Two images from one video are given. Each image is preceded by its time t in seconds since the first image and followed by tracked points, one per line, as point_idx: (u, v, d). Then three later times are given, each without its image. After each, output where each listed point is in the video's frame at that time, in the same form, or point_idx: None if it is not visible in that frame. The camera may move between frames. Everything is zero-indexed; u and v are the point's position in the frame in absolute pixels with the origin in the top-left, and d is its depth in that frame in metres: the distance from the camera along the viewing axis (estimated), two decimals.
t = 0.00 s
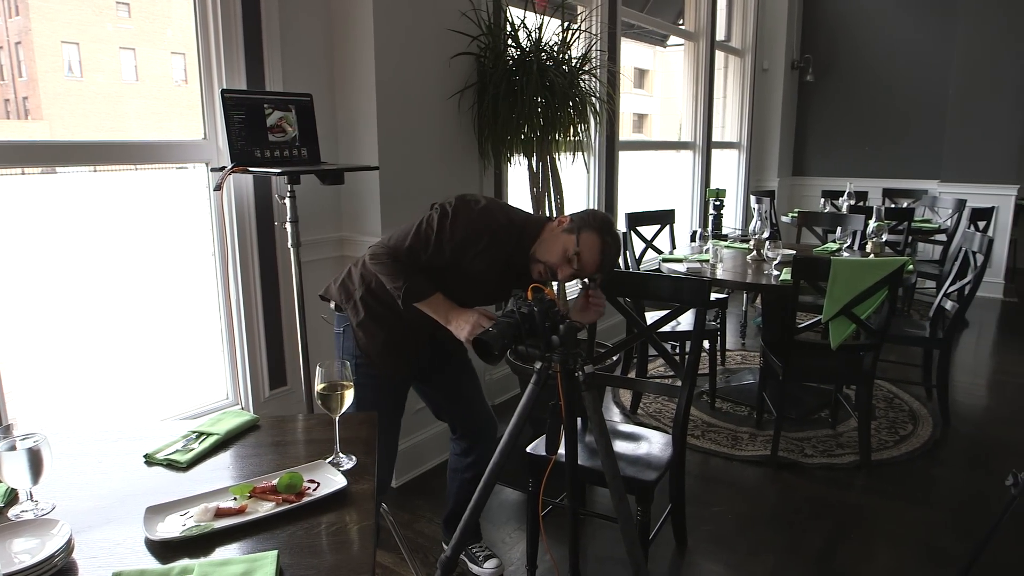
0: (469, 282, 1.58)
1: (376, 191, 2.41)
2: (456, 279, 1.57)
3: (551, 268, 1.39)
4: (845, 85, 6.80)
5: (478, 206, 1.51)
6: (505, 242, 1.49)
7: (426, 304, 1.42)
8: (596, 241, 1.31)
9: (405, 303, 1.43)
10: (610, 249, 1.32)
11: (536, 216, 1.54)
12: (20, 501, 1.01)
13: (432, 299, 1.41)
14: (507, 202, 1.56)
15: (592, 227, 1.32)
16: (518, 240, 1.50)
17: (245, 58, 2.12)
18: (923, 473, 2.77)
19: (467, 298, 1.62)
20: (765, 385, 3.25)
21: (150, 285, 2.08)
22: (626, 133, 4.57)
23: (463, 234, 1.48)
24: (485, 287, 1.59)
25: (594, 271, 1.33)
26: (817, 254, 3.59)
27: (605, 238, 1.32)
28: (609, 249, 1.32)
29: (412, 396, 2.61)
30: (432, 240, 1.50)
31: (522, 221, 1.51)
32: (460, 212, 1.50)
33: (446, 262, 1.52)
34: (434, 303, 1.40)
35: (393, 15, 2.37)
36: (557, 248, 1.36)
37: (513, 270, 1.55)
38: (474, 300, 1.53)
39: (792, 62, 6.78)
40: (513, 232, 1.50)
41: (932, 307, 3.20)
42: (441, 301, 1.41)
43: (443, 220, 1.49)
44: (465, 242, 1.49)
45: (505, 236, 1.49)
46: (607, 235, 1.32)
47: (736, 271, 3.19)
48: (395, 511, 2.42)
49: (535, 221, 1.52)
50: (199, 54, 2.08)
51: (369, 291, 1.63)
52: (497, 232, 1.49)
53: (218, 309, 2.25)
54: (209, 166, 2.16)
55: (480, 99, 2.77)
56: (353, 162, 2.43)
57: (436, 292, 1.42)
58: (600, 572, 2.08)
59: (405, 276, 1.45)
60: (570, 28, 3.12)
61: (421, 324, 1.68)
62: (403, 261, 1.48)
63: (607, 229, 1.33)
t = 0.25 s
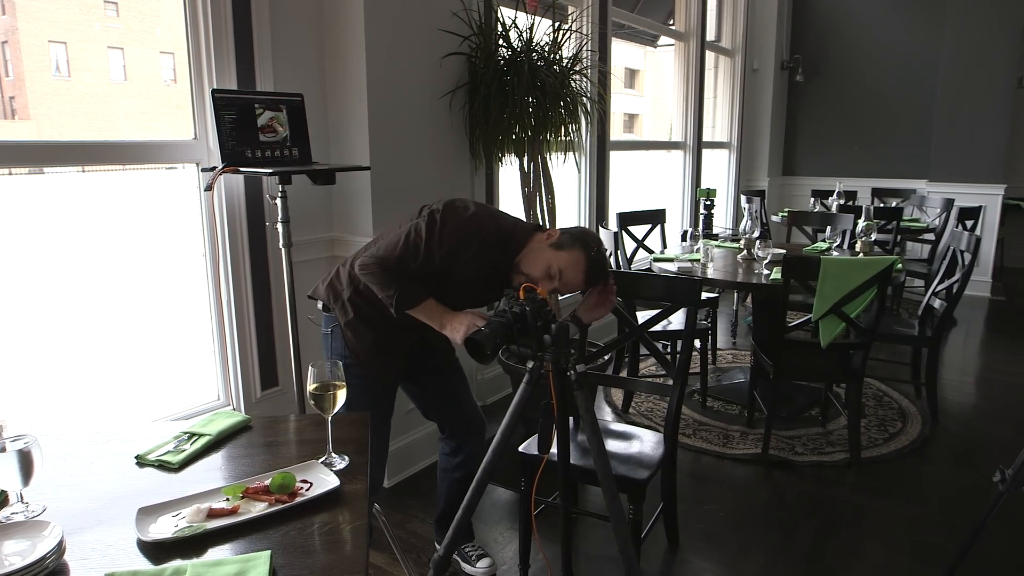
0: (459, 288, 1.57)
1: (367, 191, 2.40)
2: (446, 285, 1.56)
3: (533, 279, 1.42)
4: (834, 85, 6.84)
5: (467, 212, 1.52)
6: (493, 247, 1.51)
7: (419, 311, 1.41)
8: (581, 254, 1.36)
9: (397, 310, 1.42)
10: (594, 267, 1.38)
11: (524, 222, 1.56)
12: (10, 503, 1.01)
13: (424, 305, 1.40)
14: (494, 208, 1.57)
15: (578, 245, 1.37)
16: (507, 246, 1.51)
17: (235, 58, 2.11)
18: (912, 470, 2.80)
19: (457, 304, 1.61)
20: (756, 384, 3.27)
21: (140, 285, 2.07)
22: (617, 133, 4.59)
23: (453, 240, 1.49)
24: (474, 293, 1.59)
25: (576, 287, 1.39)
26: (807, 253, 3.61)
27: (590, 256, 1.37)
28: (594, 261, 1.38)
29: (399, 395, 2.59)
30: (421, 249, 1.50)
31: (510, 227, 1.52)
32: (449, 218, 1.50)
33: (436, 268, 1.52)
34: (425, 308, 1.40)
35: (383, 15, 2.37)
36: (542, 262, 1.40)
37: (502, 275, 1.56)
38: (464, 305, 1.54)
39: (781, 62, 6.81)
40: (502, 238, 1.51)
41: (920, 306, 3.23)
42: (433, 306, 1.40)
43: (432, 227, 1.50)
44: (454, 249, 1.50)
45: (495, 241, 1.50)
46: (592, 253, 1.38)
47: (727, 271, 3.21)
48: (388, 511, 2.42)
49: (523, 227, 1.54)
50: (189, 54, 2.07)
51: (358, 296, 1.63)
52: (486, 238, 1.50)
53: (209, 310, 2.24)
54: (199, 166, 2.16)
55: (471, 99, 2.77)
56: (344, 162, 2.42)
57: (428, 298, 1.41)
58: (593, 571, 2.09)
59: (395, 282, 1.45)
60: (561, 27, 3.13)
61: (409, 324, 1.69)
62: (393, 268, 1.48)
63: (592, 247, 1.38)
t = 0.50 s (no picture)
0: (448, 296, 1.58)
1: (360, 191, 2.40)
2: (435, 293, 1.57)
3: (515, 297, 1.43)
4: (825, 85, 6.88)
5: (455, 221, 1.51)
6: (483, 256, 1.52)
7: (410, 319, 1.42)
8: (560, 273, 1.36)
9: (389, 319, 1.43)
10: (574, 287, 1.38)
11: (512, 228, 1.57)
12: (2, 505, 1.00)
13: (415, 313, 1.42)
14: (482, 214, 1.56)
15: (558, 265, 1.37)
16: (496, 253, 1.52)
17: (227, 58, 2.11)
18: (903, 468, 2.82)
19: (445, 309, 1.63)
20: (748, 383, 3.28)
21: (132, 287, 2.06)
22: (609, 133, 4.60)
23: (442, 251, 1.48)
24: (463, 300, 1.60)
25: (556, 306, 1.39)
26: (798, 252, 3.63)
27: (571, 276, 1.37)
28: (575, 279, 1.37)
29: (390, 395, 2.59)
30: (409, 260, 1.48)
31: (499, 235, 1.53)
32: (437, 227, 1.49)
33: (425, 278, 1.51)
34: (417, 315, 1.41)
35: (376, 14, 2.36)
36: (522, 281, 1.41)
37: (490, 283, 1.57)
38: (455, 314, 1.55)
39: (773, 62, 6.85)
40: (490, 247, 1.51)
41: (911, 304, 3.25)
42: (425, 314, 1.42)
43: (421, 237, 1.48)
44: (444, 259, 1.49)
45: (483, 251, 1.51)
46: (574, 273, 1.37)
47: (719, 270, 3.23)
48: (381, 511, 2.42)
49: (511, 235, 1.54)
50: (181, 54, 2.07)
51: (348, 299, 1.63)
52: (475, 248, 1.50)
53: (201, 310, 2.23)
54: (191, 166, 2.15)
55: (464, 99, 2.78)
56: (337, 161, 2.42)
57: (420, 304, 1.43)
58: (586, 569, 2.10)
59: (385, 292, 1.45)
60: (553, 27, 3.13)
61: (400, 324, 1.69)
62: (382, 279, 1.46)
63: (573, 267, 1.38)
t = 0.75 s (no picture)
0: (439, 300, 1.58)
1: (355, 191, 2.40)
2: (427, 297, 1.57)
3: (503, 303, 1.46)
4: (818, 84, 6.91)
5: (446, 226, 1.51)
6: (475, 260, 1.52)
7: (406, 322, 1.45)
8: (542, 281, 1.37)
9: (386, 324, 1.44)
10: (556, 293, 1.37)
11: (501, 230, 1.59)
12: None
13: (411, 317, 1.44)
14: (472, 218, 1.57)
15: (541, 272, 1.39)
16: (487, 257, 1.54)
17: (221, 57, 2.11)
18: (897, 466, 2.84)
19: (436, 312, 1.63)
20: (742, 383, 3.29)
21: (127, 287, 2.06)
22: (603, 133, 4.61)
23: (435, 256, 1.48)
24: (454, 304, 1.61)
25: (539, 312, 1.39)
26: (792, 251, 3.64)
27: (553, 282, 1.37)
28: (558, 285, 1.38)
29: (384, 395, 2.58)
30: (402, 267, 1.46)
31: (490, 239, 1.54)
32: (429, 233, 1.49)
33: (417, 284, 1.50)
34: (413, 319, 1.44)
35: (370, 14, 2.36)
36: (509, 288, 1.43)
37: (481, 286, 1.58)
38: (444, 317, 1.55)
39: (766, 62, 6.87)
40: (482, 251, 1.53)
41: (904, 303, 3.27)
42: (421, 316, 1.44)
43: (413, 242, 1.47)
44: (437, 264, 1.48)
45: (475, 255, 1.52)
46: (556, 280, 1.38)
47: (713, 269, 3.24)
48: (377, 511, 2.42)
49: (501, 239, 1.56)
50: (174, 54, 2.06)
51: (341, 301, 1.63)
52: (467, 253, 1.51)
53: (195, 310, 2.23)
54: (185, 166, 2.15)
55: (458, 99, 2.78)
56: (332, 161, 2.42)
57: (415, 308, 1.45)
58: (582, 568, 2.10)
59: (380, 299, 1.44)
60: (548, 27, 3.13)
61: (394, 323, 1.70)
62: (375, 286, 1.45)
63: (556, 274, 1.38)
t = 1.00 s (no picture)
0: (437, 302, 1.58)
1: (351, 191, 2.40)
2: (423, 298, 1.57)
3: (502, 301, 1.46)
4: (814, 84, 6.93)
5: (442, 227, 1.51)
6: (471, 261, 1.53)
7: (403, 323, 1.44)
8: (536, 283, 1.37)
9: (383, 325, 1.44)
10: (553, 296, 1.37)
11: (496, 231, 1.60)
12: None
13: (408, 318, 1.43)
14: (466, 218, 1.57)
15: (537, 274, 1.38)
16: (483, 258, 1.54)
17: (217, 57, 2.11)
18: (893, 465, 2.85)
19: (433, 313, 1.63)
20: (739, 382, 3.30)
21: (124, 286, 2.05)
22: (600, 132, 4.61)
23: (431, 258, 1.48)
24: (451, 305, 1.61)
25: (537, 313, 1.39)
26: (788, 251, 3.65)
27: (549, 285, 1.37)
28: (552, 287, 1.37)
29: (381, 395, 2.58)
30: (398, 268, 1.47)
31: (485, 240, 1.54)
32: (425, 234, 1.49)
33: (414, 286, 1.51)
34: (410, 319, 1.43)
35: (367, 14, 2.36)
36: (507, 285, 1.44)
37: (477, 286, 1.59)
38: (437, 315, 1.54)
39: (763, 62, 6.88)
40: (477, 252, 1.53)
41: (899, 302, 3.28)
42: (417, 316, 1.44)
43: (408, 243, 1.48)
44: (433, 266, 1.48)
45: (470, 256, 1.52)
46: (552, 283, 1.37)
47: (709, 269, 3.24)
48: (374, 511, 2.42)
49: (497, 239, 1.56)
50: (170, 53, 2.06)
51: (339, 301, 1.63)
52: (463, 254, 1.51)
53: (191, 309, 2.23)
54: (181, 165, 2.14)
55: (455, 99, 2.78)
56: (329, 161, 2.42)
57: (412, 309, 1.45)
58: (579, 568, 2.11)
59: (377, 301, 1.44)
60: (544, 27, 3.14)
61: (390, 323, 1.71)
62: (373, 287, 1.45)
63: (550, 277, 1.37)
